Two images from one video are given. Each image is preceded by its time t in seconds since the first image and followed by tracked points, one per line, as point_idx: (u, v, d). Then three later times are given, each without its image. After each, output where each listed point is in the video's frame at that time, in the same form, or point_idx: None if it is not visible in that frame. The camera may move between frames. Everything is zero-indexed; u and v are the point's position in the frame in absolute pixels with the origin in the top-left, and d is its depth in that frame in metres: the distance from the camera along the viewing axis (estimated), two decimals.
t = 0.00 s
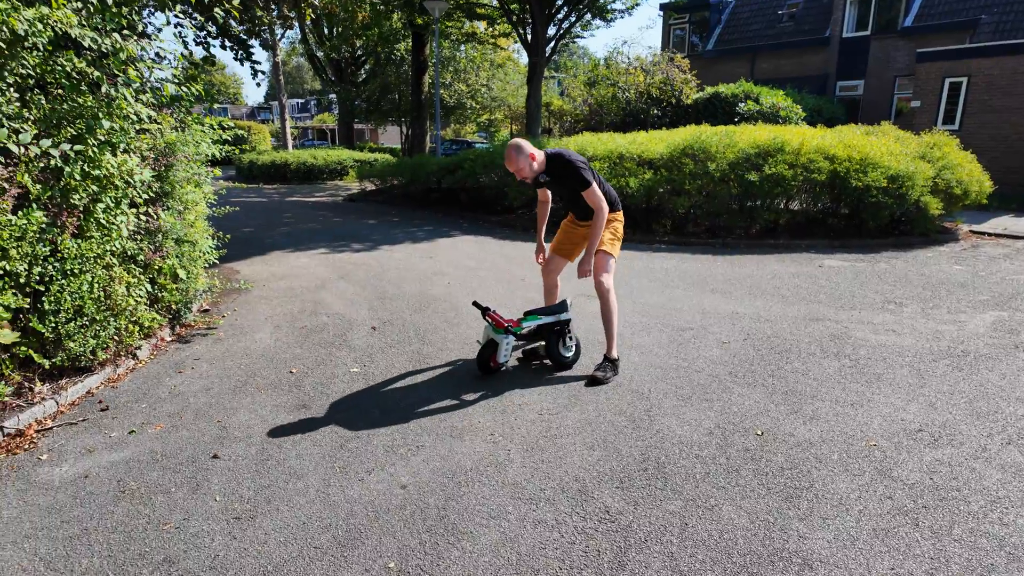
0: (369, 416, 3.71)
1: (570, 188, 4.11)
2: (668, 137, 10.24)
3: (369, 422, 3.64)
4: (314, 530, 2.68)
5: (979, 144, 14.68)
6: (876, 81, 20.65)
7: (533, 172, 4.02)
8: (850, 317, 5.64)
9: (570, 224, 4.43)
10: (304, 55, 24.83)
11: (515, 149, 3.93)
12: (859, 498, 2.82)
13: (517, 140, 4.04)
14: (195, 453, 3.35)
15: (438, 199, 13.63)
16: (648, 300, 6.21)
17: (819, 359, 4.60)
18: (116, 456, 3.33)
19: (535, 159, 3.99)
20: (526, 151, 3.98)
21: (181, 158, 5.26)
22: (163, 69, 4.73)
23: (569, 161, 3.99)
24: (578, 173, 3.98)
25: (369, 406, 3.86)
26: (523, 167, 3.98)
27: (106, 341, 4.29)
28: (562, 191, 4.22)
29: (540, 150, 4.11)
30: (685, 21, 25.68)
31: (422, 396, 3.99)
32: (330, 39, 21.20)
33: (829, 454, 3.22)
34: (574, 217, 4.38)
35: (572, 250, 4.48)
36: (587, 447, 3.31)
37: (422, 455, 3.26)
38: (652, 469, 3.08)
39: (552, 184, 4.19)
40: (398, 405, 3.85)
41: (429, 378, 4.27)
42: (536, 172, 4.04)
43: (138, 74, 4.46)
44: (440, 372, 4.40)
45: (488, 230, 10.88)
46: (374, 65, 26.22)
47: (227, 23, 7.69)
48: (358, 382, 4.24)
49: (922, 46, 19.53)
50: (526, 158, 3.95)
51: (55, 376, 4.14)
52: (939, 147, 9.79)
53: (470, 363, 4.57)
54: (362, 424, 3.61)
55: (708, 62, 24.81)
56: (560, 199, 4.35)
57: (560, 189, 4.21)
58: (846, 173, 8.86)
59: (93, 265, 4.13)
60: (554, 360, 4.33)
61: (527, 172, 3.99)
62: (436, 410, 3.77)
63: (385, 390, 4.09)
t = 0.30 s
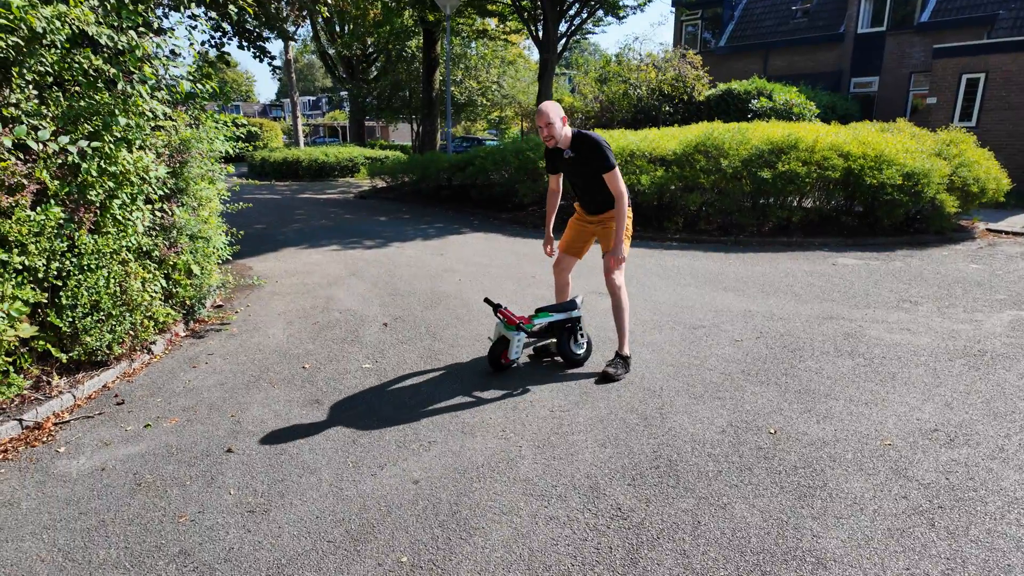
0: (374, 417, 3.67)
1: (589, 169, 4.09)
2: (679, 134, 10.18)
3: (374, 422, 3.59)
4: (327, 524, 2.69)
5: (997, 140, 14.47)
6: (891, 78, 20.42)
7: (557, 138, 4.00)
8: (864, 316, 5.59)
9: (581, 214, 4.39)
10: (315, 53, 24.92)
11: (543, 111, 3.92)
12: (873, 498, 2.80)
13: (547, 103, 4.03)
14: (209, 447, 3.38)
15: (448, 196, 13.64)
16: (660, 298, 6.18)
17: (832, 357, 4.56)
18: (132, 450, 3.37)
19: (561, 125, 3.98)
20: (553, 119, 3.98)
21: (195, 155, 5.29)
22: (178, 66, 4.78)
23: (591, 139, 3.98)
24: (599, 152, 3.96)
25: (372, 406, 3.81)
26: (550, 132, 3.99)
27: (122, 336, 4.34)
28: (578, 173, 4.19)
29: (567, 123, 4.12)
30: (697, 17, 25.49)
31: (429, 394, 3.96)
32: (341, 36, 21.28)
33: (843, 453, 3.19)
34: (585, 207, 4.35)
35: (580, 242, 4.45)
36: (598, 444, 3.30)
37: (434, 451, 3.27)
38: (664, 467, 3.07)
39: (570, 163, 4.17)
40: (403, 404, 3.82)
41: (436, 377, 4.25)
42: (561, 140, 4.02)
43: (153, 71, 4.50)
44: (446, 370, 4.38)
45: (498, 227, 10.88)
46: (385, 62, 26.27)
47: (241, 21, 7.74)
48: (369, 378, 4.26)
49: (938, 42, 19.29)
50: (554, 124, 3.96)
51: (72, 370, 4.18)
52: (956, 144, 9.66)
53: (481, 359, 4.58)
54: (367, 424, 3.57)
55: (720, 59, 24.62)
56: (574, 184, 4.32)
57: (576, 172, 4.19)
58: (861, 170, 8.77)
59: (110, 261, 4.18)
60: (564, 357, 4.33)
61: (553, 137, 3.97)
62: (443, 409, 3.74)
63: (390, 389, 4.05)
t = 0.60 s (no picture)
0: (389, 424, 3.55)
1: (617, 154, 4.09)
2: (689, 131, 10.13)
3: (390, 431, 3.46)
4: (338, 518, 2.71)
5: (1011, 137, 14.32)
6: (904, 74, 20.24)
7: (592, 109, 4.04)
8: (875, 314, 5.55)
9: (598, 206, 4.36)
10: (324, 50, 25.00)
11: (583, 81, 3.97)
12: (885, 497, 2.78)
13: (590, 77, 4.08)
14: (221, 442, 3.40)
15: (457, 193, 13.64)
16: (669, 296, 6.17)
17: (843, 356, 4.54)
18: (145, 444, 3.40)
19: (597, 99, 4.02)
20: (593, 90, 4.02)
21: (207, 151, 5.32)
22: (190, 63, 4.80)
23: (625, 121, 3.99)
24: (631, 135, 3.95)
25: (387, 412, 3.69)
26: (586, 103, 4.01)
27: (134, 330, 4.39)
28: (604, 157, 4.18)
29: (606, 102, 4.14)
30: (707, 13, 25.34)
31: (445, 399, 3.85)
32: (351, 33, 21.32)
33: (855, 451, 3.18)
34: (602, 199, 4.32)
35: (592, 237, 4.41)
36: (608, 441, 3.30)
37: (443, 446, 3.28)
38: (674, 464, 3.07)
39: (599, 144, 4.18)
40: (420, 412, 3.67)
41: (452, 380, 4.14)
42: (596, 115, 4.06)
43: (165, 68, 4.52)
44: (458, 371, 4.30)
45: (506, 224, 10.88)
46: (394, 59, 26.30)
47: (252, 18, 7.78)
48: (379, 373, 4.28)
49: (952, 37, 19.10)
50: (593, 94, 4.00)
51: (86, 365, 4.23)
52: (969, 141, 9.55)
53: (491, 356, 4.58)
54: (382, 428, 3.49)
55: (729, 55, 24.47)
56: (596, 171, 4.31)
57: (602, 155, 4.18)
58: (872, 167, 8.70)
59: (122, 256, 4.22)
60: (572, 354, 4.33)
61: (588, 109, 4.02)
62: (462, 415, 3.62)
63: (403, 393, 3.94)
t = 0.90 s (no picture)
0: (393, 431, 3.46)
1: (640, 136, 4.07)
2: (696, 128, 10.10)
3: (397, 432, 3.46)
4: (345, 515, 2.73)
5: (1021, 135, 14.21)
6: (913, 71, 20.09)
7: (624, 87, 4.00)
8: (882, 313, 5.53)
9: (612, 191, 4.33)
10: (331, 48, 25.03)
11: (619, 58, 3.95)
12: (891, 497, 2.78)
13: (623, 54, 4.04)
14: (229, 439, 3.43)
15: (463, 191, 13.65)
16: (675, 294, 6.16)
17: (850, 355, 4.52)
18: (154, 440, 3.43)
19: (629, 80, 3.99)
20: (627, 68, 3.98)
21: (214, 150, 5.34)
22: (198, 61, 4.82)
23: (656, 104, 3.97)
24: (660, 117, 3.95)
25: (392, 417, 3.63)
26: (619, 77, 3.98)
27: (143, 328, 4.42)
28: (626, 139, 4.16)
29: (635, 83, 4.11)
30: (714, 10, 25.20)
31: (453, 406, 3.76)
32: (357, 31, 21.33)
33: (861, 452, 3.17)
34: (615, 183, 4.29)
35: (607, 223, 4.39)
36: (614, 440, 3.30)
37: (449, 445, 3.29)
38: (679, 463, 3.07)
39: (625, 125, 4.13)
40: (427, 420, 3.58)
41: (459, 383, 4.10)
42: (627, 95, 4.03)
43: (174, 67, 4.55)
44: (467, 374, 4.25)
45: (513, 222, 10.89)
46: (400, 56, 26.29)
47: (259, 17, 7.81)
48: (386, 371, 4.30)
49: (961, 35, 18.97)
50: (627, 69, 3.97)
51: (95, 362, 4.26)
52: (978, 139, 9.46)
53: (497, 354, 4.59)
54: (387, 435, 3.42)
55: (737, 52, 24.37)
56: (615, 153, 4.28)
57: (625, 136, 4.16)
58: (880, 165, 8.64)
59: (131, 254, 4.25)
60: (580, 352, 4.35)
61: (622, 87, 3.99)
62: (467, 424, 3.52)
63: (409, 399, 3.86)
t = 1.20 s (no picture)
0: (402, 424, 3.53)
1: (651, 130, 4.06)
2: (700, 127, 10.08)
3: (399, 430, 3.47)
4: (347, 514, 2.74)
5: None
6: (919, 70, 20.01)
7: (641, 81, 4.00)
8: (887, 313, 5.51)
9: (616, 186, 4.30)
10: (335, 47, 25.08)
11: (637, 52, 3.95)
12: (894, 497, 2.77)
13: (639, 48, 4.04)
14: (232, 438, 3.44)
15: (466, 190, 13.66)
16: (678, 294, 6.15)
17: (854, 355, 4.51)
18: (158, 439, 3.44)
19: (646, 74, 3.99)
20: (644, 62, 3.98)
21: (218, 149, 5.36)
22: (201, 61, 4.84)
23: (672, 101, 4.00)
24: (675, 114, 3.97)
25: (398, 412, 3.68)
26: (637, 70, 3.96)
27: (147, 327, 4.44)
28: (635, 132, 4.12)
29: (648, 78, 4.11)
30: (718, 9, 25.11)
31: (458, 401, 3.81)
32: (361, 29, 21.34)
33: (864, 452, 3.16)
34: (621, 177, 4.26)
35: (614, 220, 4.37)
36: (616, 440, 3.31)
37: (452, 444, 3.30)
38: (681, 463, 3.07)
39: (636, 120, 4.11)
40: (435, 414, 3.64)
41: (464, 379, 4.14)
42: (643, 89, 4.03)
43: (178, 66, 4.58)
44: (472, 371, 4.28)
45: (516, 221, 10.88)
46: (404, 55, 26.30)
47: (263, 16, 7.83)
48: (389, 371, 4.31)
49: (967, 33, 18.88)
50: (645, 62, 3.96)
51: (100, 361, 4.28)
52: (985, 138, 9.39)
53: (500, 354, 4.60)
54: (396, 429, 3.48)
55: (741, 51, 24.33)
56: (620, 147, 4.25)
57: (635, 129, 4.13)
58: (885, 164, 8.62)
59: (135, 254, 4.26)
60: (582, 352, 4.34)
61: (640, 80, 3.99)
62: (473, 418, 3.58)
63: (417, 393, 3.92)
